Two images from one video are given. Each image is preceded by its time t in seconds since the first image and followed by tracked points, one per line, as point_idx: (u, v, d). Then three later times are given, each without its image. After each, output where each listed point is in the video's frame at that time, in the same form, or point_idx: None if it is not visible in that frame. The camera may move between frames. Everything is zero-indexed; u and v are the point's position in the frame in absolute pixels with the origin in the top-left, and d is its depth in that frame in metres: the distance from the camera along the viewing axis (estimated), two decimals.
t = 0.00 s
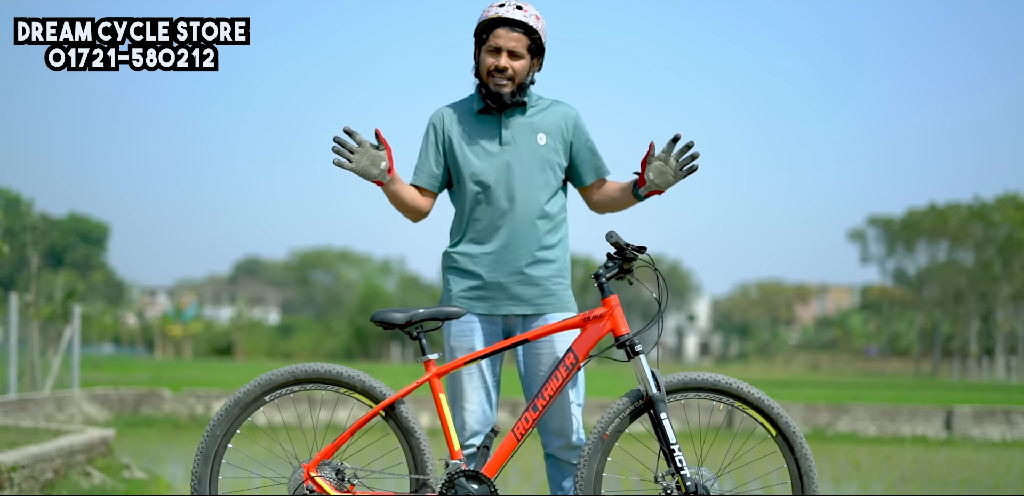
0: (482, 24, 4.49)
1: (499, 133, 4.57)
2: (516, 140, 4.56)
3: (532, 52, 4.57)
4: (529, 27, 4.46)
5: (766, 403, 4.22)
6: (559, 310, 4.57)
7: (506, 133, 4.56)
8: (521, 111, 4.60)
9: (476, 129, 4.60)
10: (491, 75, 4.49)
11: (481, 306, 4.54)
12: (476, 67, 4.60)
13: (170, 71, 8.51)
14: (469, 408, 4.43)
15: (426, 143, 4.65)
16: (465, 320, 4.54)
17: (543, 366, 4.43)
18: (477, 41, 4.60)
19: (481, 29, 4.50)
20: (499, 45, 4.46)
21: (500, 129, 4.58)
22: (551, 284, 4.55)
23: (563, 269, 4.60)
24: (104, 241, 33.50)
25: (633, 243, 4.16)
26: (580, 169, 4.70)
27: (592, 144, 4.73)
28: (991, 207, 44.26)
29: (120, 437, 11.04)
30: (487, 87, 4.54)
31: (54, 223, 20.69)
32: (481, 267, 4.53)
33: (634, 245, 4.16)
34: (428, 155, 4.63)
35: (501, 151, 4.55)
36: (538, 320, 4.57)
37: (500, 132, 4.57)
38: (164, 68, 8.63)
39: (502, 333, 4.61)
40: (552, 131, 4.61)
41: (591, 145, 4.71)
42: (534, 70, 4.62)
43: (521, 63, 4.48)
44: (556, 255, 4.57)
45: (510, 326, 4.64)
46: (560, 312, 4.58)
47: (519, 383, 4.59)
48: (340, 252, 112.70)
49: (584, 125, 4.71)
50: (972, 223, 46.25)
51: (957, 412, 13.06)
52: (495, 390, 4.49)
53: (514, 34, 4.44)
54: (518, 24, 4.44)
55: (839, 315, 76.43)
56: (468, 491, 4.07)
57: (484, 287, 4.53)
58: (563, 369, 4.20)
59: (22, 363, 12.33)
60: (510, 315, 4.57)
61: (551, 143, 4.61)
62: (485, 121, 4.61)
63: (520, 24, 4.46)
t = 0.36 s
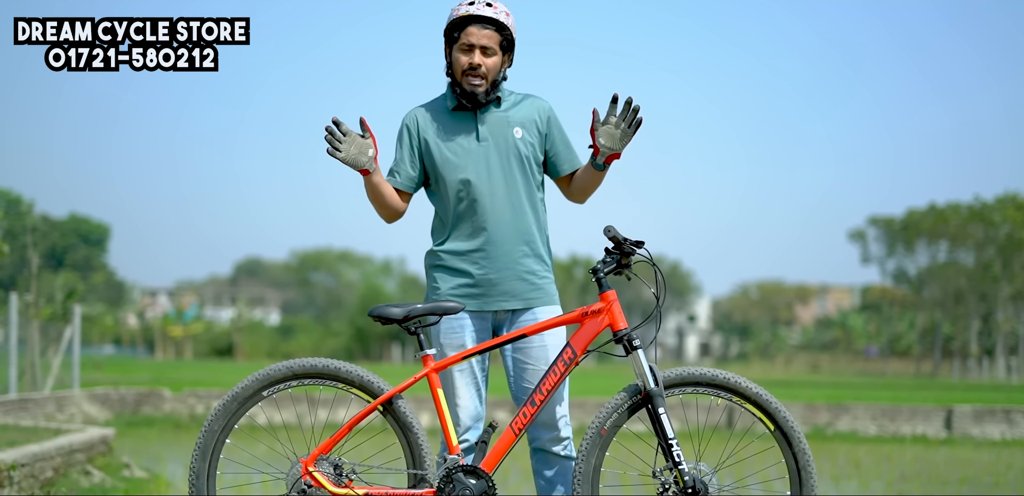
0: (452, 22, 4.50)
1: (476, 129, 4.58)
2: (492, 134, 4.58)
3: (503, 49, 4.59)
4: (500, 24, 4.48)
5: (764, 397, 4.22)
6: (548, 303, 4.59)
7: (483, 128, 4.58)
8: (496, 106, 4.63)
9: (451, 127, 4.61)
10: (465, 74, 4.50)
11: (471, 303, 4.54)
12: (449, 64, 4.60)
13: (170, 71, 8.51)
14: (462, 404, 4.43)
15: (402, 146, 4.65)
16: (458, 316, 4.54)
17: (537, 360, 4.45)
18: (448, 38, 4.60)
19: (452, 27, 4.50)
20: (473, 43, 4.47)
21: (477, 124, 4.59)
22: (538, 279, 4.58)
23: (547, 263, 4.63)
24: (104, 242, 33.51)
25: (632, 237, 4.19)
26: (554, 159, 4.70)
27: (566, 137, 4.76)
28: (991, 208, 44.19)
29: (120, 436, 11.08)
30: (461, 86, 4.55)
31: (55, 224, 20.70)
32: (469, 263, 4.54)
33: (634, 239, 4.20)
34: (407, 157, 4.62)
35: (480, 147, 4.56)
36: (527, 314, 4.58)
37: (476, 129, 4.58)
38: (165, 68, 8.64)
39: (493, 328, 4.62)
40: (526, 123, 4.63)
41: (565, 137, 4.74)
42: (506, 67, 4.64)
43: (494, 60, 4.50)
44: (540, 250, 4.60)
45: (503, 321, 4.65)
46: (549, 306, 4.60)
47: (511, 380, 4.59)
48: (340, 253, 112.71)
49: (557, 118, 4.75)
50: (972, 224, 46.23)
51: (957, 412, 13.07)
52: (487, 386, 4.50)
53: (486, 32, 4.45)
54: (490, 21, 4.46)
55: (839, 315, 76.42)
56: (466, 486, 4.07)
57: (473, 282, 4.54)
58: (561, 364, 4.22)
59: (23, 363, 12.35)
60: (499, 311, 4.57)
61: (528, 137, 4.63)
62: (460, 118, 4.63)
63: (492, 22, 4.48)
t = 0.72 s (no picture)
0: (450, 37, 4.45)
1: (479, 130, 4.62)
2: (495, 136, 4.61)
3: (503, 56, 4.57)
4: (499, 37, 4.45)
5: (760, 393, 4.22)
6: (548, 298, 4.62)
7: (485, 129, 4.61)
8: (499, 108, 4.67)
9: (455, 129, 4.65)
10: (469, 88, 4.54)
11: (472, 299, 4.55)
12: (451, 74, 4.61)
13: (170, 71, 8.52)
14: (458, 400, 4.45)
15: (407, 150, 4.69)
16: (456, 313, 4.57)
17: (536, 357, 4.46)
18: (448, 49, 4.58)
19: (450, 40, 4.47)
20: (473, 58, 4.47)
21: (479, 127, 4.62)
22: (539, 276, 4.60)
23: (547, 262, 4.65)
24: (105, 242, 33.50)
25: (628, 234, 4.20)
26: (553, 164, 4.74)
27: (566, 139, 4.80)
28: (991, 208, 44.22)
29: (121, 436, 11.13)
30: (464, 96, 4.59)
31: (55, 225, 20.70)
32: (471, 258, 4.57)
33: (630, 236, 4.21)
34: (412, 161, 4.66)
35: (482, 145, 4.59)
36: (523, 311, 4.59)
37: (479, 130, 4.62)
38: (165, 68, 8.65)
39: (488, 326, 4.64)
40: (528, 123, 4.68)
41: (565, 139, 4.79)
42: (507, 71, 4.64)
43: (494, 73, 4.52)
44: (541, 247, 4.63)
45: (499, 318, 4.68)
46: (545, 303, 4.63)
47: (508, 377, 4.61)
48: (341, 253, 112.73)
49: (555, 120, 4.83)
50: (972, 224, 46.24)
51: (956, 411, 13.07)
52: (483, 383, 4.51)
53: (485, 48, 4.44)
54: (489, 36, 4.42)
55: (839, 316, 76.42)
56: (463, 482, 4.07)
57: (475, 276, 4.55)
58: (558, 360, 4.22)
59: (22, 363, 12.36)
60: (497, 306, 4.60)
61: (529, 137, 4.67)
62: (463, 123, 4.65)
63: (491, 35, 4.44)
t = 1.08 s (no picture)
0: (480, 45, 4.49)
1: (506, 138, 4.62)
2: (522, 144, 4.61)
3: (532, 64, 4.58)
4: (528, 44, 4.46)
5: (761, 390, 4.22)
6: (562, 299, 4.67)
7: (512, 138, 4.61)
8: (526, 116, 4.64)
9: (485, 135, 4.64)
10: (497, 94, 4.53)
11: (488, 301, 4.60)
12: (480, 82, 4.62)
13: (170, 71, 8.54)
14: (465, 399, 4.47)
15: (436, 154, 4.73)
16: (466, 311, 4.61)
17: (546, 354, 4.52)
18: (477, 57, 4.61)
19: (480, 48, 4.50)
20: (501, 65, 4.48)
21: (506, 135, 4.62)
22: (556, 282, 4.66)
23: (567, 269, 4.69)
24: (105, 242, 33.47)
25: (631, 232, 4.20)
26: (575, 173, 4.70)
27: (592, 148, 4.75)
28: (991, 208, 44.21)
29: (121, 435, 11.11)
30: (492, 104, 4.59)
31: (55, 225, 20.69)
32: (492, 262, 4.61)
33: (632, 234, 4.19)
34: (440, 164, 4.70)
35: (507, 154, 4.60)
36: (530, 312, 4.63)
37: (506, 137, 4.61)
38: (165, 68, 8.67)
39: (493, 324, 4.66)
40: (555, 132, 4.66)
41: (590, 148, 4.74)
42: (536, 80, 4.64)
43: (523, 80, 4.51)
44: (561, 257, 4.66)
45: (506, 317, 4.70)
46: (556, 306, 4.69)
47: (514, 375, 4.63)
48: (341, 252, 112.70)
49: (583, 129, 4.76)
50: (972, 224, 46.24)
51: (957, 411, 13.07)
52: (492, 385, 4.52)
53: (513, 55, 4.45)
54: (517, 43, 4.44)
55: (840, 316, 76.42)
56: (465, 479, 4.07)
57: (495, 279, 4.59)
58: (560, 357, 4.23)
59: (22, 363, 12.37)
60: (507, 307, 4.63)
61: (555, 147, 4.65)
62: (492, 128, 4.65)
63: (520, 44, 4.46)
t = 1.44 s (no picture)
0: (504, 35, 4.50)
1: (524, 135, 4.61)
2: (540, 141, 4.60)
3: (555, 57, 4.57)
4: (550, 36, 4.46)
5: (762, 382, 4.22)
6: (567, 293, 4.66)
7: (530, 134, 4.60)
8: (545, 114, 4.65)
9: (503, 130, 4.65)
10: (517, 84, 4.52)
11: (496, 293, 4.60)
12: (503, 74, 4.63)
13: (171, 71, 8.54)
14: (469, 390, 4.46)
15: (453, 144, 4.71)
16: (471, 302, 4.62)
17: (548, 346, 4.53)
18: (501, 49, 4.62)
19: (503, 39, 4.52)
20: (523, 55, 4.48)
21: (525, 130, 4.62)
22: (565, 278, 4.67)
23: (575, 267, 4.70)
24: (105, 242, 33.42)
25: (631, 225, 4.19)
26: (590, 174, 4.72)
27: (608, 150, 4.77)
28: (991, 208, 44.15)
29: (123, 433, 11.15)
30: (514, 94, 4.58)
31: (56, 224, 20.75)
32: (502, 255, 4.61)
33: (632, 226, 4.19)
34: (458, 154, 4.68)
35: (525, 149, 4.60)
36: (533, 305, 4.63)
37: (526, 133, 4.61)
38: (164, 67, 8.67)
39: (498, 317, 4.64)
40: (573, 132, 4.66)
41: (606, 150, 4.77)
42: (559, 72, 4.64)
43: (544, 71, 4.50)
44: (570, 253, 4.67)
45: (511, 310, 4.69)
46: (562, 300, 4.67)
47: (517, 368, 4.65)
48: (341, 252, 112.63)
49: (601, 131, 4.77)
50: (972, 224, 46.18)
51: (957, 410, 13.05)
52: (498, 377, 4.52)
53: (535, 45, 4.45)
54: (540, 33, 4.43)
55: (840, 316, 76.36)
56: (465, 472, 4.07)
57: (505, 273, 4.60)
58: (561, 350, 4.22)
59: (22, 362, 12.38)
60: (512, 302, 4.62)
61: (572, 146, 4.65)
62: (512, 123, 4.65)
63: (543, 34, 4.46)
